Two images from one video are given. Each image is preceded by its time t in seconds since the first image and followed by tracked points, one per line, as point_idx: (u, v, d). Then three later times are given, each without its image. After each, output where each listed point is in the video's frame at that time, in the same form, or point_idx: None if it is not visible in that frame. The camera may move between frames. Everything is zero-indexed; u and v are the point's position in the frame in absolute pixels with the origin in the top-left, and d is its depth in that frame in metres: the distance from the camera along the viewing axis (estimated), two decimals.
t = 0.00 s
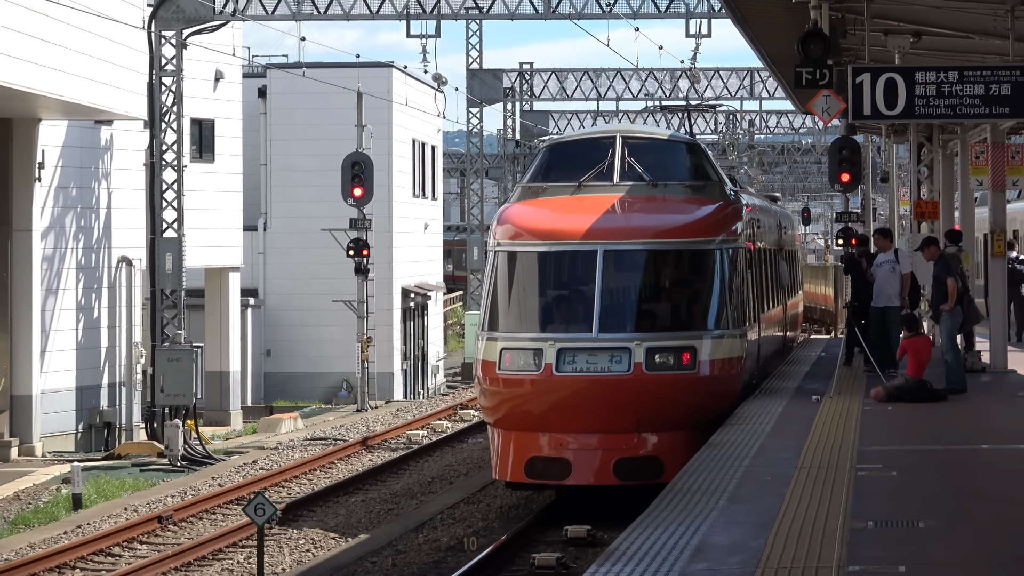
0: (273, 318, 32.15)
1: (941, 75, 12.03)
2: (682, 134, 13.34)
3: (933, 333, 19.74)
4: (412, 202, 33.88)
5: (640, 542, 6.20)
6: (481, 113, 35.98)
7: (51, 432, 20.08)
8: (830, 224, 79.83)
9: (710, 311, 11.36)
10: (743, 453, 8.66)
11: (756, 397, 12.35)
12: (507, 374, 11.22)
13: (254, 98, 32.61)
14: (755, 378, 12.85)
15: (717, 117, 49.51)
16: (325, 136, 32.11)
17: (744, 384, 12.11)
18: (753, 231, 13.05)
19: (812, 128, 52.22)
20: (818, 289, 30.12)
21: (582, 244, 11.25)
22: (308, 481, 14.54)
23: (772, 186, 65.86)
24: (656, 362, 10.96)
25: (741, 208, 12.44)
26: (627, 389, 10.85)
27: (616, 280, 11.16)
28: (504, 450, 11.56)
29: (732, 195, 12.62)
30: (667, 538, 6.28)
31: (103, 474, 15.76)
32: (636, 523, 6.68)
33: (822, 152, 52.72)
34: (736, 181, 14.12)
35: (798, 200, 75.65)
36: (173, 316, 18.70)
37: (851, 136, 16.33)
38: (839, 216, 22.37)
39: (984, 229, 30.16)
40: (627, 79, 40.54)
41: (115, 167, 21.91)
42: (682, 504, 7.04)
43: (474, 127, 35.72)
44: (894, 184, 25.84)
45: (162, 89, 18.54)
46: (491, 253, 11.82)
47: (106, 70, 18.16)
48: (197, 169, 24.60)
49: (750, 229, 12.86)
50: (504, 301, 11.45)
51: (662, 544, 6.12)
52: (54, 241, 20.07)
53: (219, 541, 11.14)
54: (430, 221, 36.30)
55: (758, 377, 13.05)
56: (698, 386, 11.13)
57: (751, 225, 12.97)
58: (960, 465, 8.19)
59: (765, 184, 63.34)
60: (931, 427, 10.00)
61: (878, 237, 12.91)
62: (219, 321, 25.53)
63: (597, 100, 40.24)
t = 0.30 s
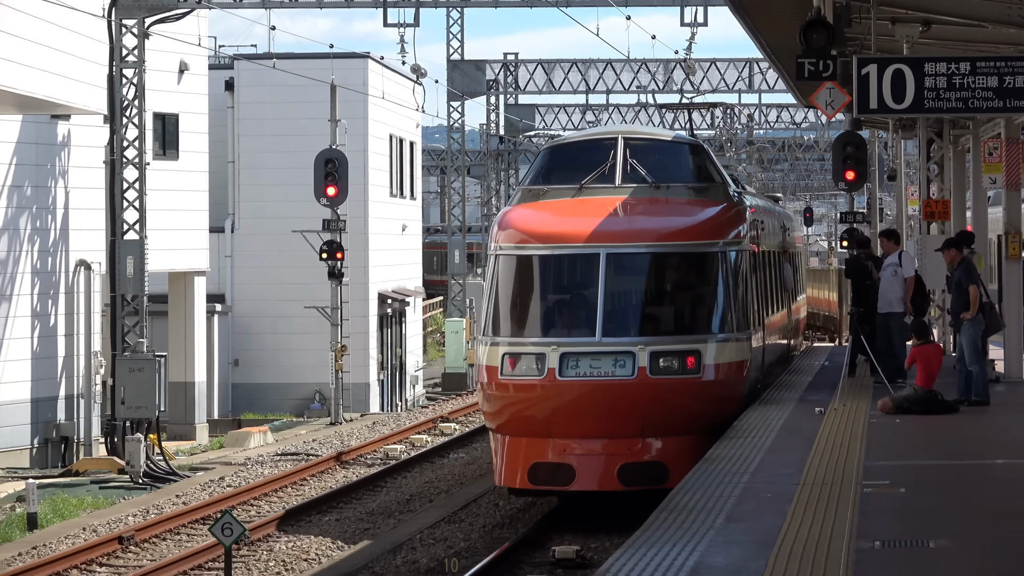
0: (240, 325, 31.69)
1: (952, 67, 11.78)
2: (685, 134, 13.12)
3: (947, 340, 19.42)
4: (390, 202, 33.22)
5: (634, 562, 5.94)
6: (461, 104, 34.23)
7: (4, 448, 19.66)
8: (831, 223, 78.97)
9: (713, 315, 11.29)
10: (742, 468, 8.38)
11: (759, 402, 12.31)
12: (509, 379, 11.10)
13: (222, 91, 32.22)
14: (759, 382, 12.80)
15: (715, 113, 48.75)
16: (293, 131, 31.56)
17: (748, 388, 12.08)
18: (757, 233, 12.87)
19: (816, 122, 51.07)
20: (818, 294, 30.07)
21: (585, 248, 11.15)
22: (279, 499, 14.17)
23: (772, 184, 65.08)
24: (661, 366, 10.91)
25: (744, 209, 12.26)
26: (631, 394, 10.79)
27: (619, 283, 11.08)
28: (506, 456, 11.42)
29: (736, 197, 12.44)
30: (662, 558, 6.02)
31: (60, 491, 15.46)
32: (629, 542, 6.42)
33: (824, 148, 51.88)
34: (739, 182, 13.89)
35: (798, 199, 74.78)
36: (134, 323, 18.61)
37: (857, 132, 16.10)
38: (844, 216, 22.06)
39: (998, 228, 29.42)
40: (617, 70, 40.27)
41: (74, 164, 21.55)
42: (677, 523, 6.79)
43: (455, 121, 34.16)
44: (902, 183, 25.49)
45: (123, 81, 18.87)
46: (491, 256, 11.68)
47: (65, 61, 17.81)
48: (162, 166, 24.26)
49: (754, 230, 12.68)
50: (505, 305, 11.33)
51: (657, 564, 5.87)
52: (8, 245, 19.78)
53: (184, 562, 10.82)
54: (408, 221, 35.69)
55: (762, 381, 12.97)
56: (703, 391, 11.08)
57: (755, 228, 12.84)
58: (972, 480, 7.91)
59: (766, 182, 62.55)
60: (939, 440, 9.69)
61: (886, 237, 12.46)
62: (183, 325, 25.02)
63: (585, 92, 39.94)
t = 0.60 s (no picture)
0: (204, 328, 29.50)
1: (964, 55, 11.49)
2: (688, 132, 12.81)
3: (959, 346, 19.04)
4: (365, 199, 31.39)
5: None
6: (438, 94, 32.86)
7: None
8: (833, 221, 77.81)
9: (717, 316, 11.02)
10: (739, 483, 8.11)
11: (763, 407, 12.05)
12: (511, 381, 10.83)
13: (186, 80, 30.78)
14: (763, 386, 12.52)
15: (713, 107, 47.92)
16: (258, 122, 29.55)
17: (753, 390, 11.82)
18: (761, 233, 12.56)
19: (820, 114, 50.12)
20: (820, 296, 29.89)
21: (586, 248, 10.86)
22: (245, 515, 13.85)
23: (772, 179, 64.25)
24: (665, 368, 10.65)
25: (748, 208, 11.97)
26: (635, 396, 10.53)
27: (621, 284, 10.80)
28: (507, 459, 11.18)
29: (741, 196, 12.16)
30: None
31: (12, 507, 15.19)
32: (621, 562, 6.18)
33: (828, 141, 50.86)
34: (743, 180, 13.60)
35: (800, 196, 73.74)
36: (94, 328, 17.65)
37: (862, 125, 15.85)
38: (849, 215, 21.72)
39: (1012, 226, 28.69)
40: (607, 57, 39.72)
41: (25, 158, 20.66)
42: (672, 542, 6.54)
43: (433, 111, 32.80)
44: (911, 178, 25.20)
45: (80, 69, 17.77)
46: (491, 256, 11.40)
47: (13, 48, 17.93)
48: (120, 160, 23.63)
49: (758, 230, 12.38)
50: (506, 307, 11.05)
51: None
52: None
53: None
54: (385, 219, 33.52)
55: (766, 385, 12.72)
56: (708, 394, 10.83)
57: (760, 228, 12.55)
58: (983, 495, 7.64)
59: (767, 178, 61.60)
60: (951, 452, 9.39)
61: (896, 234, 12.13)
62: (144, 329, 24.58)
63: (573, 80, 39.39)
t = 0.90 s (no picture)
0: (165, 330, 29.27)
1: (972, 45, 11.28)
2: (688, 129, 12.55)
3: (964, 353, 18.78)
4: (337, 193, 31.04)
5: None
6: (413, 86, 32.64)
7: None
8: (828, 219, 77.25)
9: (716, 318, 10.79)
10: (732, 497, 7.86)
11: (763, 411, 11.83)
12: (508, 382, 10.60)
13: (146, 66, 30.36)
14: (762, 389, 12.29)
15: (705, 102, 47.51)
16: (222, 112, 29.24)
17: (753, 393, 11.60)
18: (761, 233, 12.31)
19: (818, 106, 49.56)
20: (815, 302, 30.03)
21: (584, 248, 10.63)
22: (207, 529, 13.56)
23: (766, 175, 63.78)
24: (664, 369, 10.43)
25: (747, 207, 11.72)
26: (634, 398, 10.31)
27: (618, 284, 10.56)
28: (503, 461, 10.94)
29: (741, 196, 11.92)
30: None
31: None
32: None
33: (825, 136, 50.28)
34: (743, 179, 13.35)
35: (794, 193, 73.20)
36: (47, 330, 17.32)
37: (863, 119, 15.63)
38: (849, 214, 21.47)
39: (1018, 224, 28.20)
40: (593, 45, 39.29)
41: None
42: (659, 559, 6.31)
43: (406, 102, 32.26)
44: (914, 174, 24.87)
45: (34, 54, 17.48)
46: (487, 256, 11.16)
47: None
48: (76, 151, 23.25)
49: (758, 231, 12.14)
50: (502, 307, 10.81)
51: None
52: None
53: None
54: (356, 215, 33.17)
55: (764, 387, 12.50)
56: (707, 396, 10.61)
57: (760, 229, 12.32)
58: (987, 511, 7.41)
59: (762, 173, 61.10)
60: (953, 465, 9.17)
61: (893, 235, 11.88)
62: (101, 330, 24.34)
63: (557, 69, 38.91)
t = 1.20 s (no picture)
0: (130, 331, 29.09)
1: (976, 39, 11.05)
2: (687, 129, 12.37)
3: (964, 359, 18.63)
4: (310, 189, 30.85)
5: None
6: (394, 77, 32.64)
7: None
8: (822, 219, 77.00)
9: (715, 320, 10.62)
10: (723, 510, 7.68)
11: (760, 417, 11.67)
12: (505, 382, 10.42)
13: (112, 54, 30.08)
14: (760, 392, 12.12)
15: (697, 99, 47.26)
16: (191, 103, 29.07)
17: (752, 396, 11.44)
18: (761, 236, 12.15)
19: (814, 101, 49.23)
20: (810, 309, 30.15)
21: (582, 248, 10.46)
22: (171, 539, 13.38)
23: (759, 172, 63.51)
24: (663, 371, 10.27)
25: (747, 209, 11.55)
26: (633, 398, 10.14)
27: (617, 285, 10.39)
28: (500, 461, 10.75)
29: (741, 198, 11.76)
30: None
31: None
32: None
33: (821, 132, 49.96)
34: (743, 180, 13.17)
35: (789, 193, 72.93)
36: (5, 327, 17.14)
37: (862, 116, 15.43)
38: (847, 214, 21.26)
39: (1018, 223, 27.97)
40: (581, 35, 39.02)
41: None
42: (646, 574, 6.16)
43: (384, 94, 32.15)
44: (915, 172, 24.61)
45: None
46: (485, 255, 10.99)
47: None
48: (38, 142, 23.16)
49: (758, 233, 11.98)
50: (499, 307, 10.63)
51: None
52: None
53: None
54: (333, 212, 32.98)
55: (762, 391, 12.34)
56: (706, 398, 10.44)
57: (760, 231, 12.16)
58: (987, 525, 7.26)
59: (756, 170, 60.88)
60: (952, 477, 9.02)
61: (883, 238, 11.63)
62: (63, 326, 24.08)
63: (543, 61, 38.59)
